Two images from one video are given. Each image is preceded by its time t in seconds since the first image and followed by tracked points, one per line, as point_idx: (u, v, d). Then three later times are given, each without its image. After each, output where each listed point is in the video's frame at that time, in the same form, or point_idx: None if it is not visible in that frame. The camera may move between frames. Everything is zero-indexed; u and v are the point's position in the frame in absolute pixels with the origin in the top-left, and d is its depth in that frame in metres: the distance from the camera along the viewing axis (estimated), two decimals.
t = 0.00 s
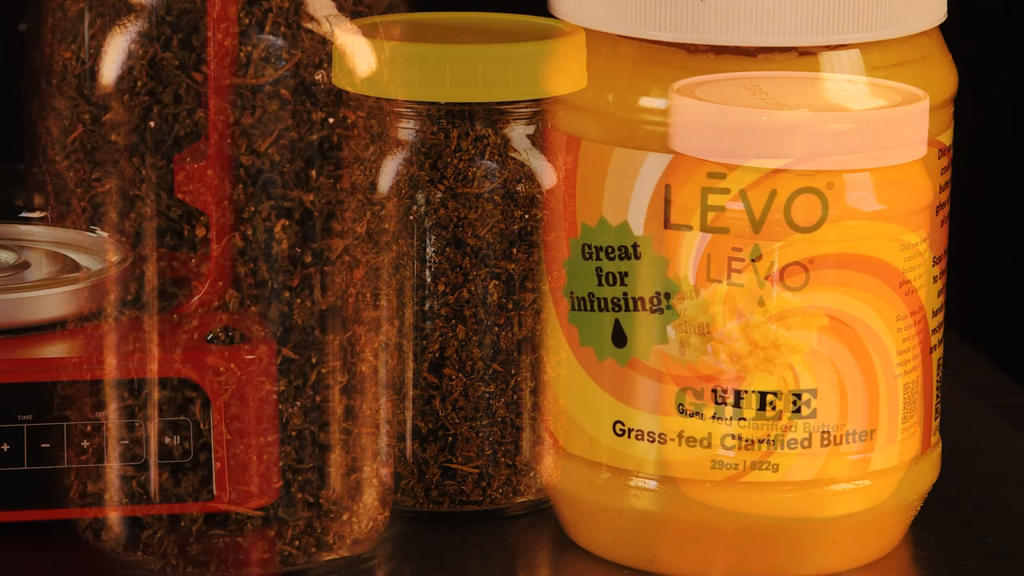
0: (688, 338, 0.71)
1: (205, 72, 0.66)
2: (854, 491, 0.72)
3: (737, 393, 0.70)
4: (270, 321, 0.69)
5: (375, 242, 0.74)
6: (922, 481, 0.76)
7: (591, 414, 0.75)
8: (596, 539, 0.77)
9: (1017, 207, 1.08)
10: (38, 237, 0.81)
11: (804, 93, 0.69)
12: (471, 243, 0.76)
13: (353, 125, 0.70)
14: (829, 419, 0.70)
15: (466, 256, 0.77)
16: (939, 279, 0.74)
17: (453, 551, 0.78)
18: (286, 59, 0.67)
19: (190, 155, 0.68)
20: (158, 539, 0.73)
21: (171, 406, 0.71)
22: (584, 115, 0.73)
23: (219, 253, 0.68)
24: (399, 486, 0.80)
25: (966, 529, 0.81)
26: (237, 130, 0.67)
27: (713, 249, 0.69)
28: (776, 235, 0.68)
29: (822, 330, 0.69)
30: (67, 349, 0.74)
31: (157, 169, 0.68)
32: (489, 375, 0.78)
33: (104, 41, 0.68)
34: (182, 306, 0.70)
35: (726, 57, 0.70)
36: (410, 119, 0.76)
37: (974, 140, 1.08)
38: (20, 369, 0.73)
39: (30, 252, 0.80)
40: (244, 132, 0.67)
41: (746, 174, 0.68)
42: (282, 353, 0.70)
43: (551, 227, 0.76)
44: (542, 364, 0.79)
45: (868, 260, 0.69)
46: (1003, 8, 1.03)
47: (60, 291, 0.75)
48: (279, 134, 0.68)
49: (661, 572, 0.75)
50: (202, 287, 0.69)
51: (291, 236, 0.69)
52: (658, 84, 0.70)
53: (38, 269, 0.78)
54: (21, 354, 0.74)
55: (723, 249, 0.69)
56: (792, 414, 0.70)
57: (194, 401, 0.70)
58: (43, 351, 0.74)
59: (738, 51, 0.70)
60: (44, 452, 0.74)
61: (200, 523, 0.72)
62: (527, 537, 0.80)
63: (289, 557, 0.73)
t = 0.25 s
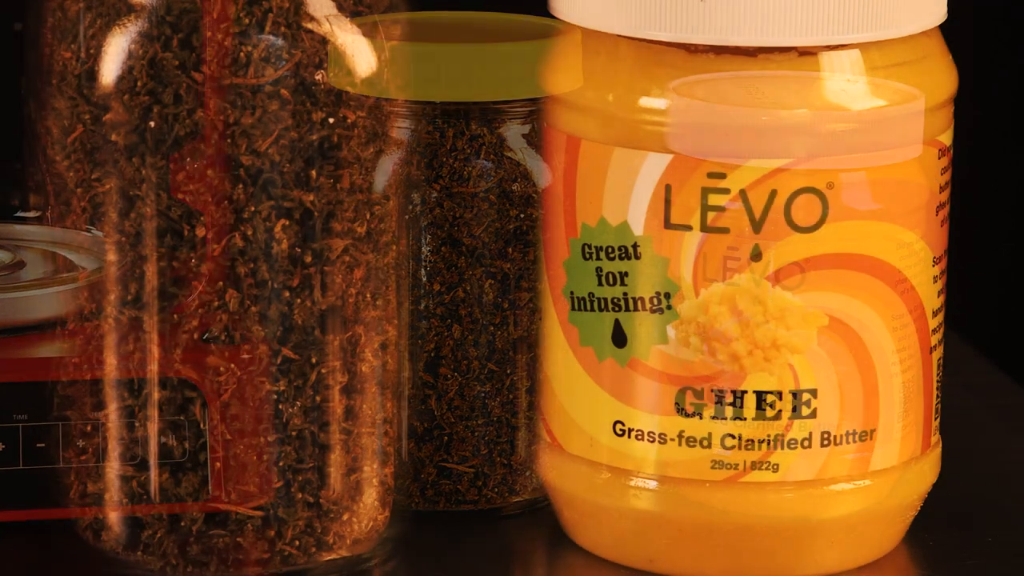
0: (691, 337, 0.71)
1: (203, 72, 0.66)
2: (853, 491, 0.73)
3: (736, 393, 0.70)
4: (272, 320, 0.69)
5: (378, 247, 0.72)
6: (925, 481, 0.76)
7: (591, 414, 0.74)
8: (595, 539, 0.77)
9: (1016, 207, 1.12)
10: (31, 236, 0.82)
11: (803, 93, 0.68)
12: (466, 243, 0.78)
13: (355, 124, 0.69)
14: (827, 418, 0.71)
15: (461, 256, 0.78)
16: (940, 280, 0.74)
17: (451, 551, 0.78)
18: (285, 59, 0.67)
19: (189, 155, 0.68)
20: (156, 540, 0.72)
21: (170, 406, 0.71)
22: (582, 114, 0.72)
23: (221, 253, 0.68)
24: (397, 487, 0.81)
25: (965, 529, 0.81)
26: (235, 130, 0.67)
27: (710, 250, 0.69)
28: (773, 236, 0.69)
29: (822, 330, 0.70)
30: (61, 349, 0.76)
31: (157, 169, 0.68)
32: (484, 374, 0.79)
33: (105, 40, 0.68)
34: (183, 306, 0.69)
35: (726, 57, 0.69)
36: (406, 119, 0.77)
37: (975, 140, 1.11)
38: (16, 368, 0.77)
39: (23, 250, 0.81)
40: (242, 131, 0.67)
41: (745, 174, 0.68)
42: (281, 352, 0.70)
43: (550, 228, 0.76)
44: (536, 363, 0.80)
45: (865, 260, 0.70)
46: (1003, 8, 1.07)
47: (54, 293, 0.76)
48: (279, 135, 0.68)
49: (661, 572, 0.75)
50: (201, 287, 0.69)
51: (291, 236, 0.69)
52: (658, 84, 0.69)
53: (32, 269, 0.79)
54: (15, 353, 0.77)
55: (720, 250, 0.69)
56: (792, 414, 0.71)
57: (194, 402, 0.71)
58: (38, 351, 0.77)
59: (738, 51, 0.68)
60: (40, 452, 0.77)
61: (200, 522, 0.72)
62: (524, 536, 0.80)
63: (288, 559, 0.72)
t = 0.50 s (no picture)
0: (692, 338, 0.70)
1: (204, 72, 0.67)
2: (853, 490, 0.73)
3: (737, 393, 0.71)
4: (272, 320, 0.70)
5: (378, 247, 0.72)
6: (926, 481, 0.76)
7: (590, 412, 0.74)
8: (596, 539, 0.77)
9: (1017, 207, 1.12)
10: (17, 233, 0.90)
11: (803, 93, 0.68)
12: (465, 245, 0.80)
13: (355, 124, 0.69)
14: (827, 417, 0.71)
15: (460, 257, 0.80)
16: (940, 280, 0.74)
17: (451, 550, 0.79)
18: (285, 59, 0.67)
19: (189, 155, 0.67)
20: (156, 539, 0.72)
21: (170, 406, 0.70)
22: (582, 113, 0.72)
23: (221, 252, 0.68)
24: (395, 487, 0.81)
25: (965, 529, 0.81)
26: (236, 131, 0.67)
27: (710, 250, 0.69)
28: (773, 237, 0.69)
29: (822, 330, 0.70)
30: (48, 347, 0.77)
31: (157, 169, 0.68)
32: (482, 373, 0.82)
33: (105, 40, 0.68)
34: (182, 306, 0.69)
35: (726, 58, 0.68)
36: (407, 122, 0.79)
37: (975, 141, 1.11)
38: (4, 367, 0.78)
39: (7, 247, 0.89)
40: (243, 130, 0.67)
41: (745, 174, 0.68)
42: (281, 352, 0.70)
43: (548, 227, 0.75)
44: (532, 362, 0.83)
45: (864, 260, 0.70)
46: (1004, 8, 1.07)
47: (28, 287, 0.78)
48: (279, 135, 0.68)
49: (661, 571, 0.75)
50: (201, 287, 0.69)
51: (291, 236, 0.69)
52: (659, 84, 0.69)
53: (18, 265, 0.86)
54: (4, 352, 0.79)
55: (720, 250, 0.69)
56: (792, 413, 0.71)
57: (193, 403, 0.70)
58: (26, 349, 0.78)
59: (738, 50, 0.68)
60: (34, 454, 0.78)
61: (201, 522, 0.71)
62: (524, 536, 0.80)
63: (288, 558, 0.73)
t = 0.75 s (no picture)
0: (692, 337, 0.70)
1: (204, 72, 0.67)
2: (853, 490, 0.73)
3: (737, 394, 0.71)
4: (273, 320, 0.70)
5: (378, 247, 0.72)
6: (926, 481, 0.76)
7: (590, 412, 0.74)
8: (596, 539, 0.77)
9: (1016, 207, 1.12)
10: None
11: (803, 94, 0.68)
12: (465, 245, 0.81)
13: (355, 123, 0.70)
14: (827, 417, 0.71)
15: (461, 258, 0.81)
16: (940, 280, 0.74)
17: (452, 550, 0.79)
18: (285, 59, 0.67)
19: (189, 155, 0.67)
20: (155, 540, 0.72)
21: (170, 406, 0.70)
22: (581, 113, 0.72)
23: (221, 253, 0.68)
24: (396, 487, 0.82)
25: (966, 529, 0.81)
26: (235, 130, 0.67)
27: (710, 250, 0.69)
28: (773, 237, 0.69)
29: (822, 330, 0.70)
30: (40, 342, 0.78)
31: (157, 169, 0.68)
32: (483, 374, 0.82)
33: (105, 40, 0.68)
34: (182, 306, 0.69)
35: (726, 58, 0.68)
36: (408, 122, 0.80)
37: (975, 141, 1.11)
38: None
39: None
40: (243, 130, 0.67)
41: (745, 173, 0.68)
42: (281, 352, 0.70)
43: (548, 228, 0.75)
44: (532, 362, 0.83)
45: (864, 260, 0.70)
46: (1004, 8, 1.08)
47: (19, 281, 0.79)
48: (279, 134, 0.68)
49: (661, 572, 0.75)
50: (202, 287, 0.69)
51: (291, 236, 0.69)
52: (659, 84, 0.69)
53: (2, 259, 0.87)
54: None
55: (720, 250, 0.69)
56: (792, 413, 0.71)
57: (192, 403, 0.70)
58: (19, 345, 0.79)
59: (738, 50, 0.68)
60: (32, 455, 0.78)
61: (201, 522, 0.71)
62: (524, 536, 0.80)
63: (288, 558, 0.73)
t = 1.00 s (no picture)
0: (691, 337, 0.70)
1: (203, 72, 0.67)
2: (853, 491, 0.73)
3: (737, 394, 0.71)
4: (272, 320, 0.70)
5: (378, 247, 0.72)
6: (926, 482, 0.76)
7: (590, 412, 0.74)
8: (596, 540, 0.77)
9: (1016, 207, 1.12)
10: None
11: (803, 94, 0.68)
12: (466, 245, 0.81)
13: (355, 123, 0.70)
14: (827, 417, 0.71)
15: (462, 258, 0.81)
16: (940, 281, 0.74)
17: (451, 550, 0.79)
18: (285, 59, 0.67)
19: (189, 155, 0.67)
20: (155, 540, 0.72)
21: (169, 406, 0.70)
22: (581, 113, 0.72)
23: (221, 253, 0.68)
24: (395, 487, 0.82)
25: (965, 529, 0.81)
26: (235, 130, 0.67)
27: (710, 250, 0.69)
28: (773, 237, 0.69)
29: (822, 330, 0.70)
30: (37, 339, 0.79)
31: (157, 169, 0.68)
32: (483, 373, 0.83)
33: (104, 40, 0.68)
34: (181, 306, 0.69)
35: (726, 58, 0.68)
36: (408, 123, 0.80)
37: (975, 141, 1.11)
38: None
39: None
40: (243, 130, 0.67)
41: (745, 174, 0.68)
42: (281, 352, 0.70)
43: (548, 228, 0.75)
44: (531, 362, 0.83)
45: (864, 260, 0.70)
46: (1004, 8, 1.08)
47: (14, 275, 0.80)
48: (278, 135, 0.68)
49: (661, 572, 0.75)
50: (202, 287, 0.69)
51: (291, 236, 0.69)
52: (659, 84, 0.69)
53: None
54: None
55: (720, 250, 0.69)
56: (792, 413, 0.71)
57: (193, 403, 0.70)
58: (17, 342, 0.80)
59: (738, 51, 0.68)
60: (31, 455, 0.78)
61: (200, 522, 0.71)
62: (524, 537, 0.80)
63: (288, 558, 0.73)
